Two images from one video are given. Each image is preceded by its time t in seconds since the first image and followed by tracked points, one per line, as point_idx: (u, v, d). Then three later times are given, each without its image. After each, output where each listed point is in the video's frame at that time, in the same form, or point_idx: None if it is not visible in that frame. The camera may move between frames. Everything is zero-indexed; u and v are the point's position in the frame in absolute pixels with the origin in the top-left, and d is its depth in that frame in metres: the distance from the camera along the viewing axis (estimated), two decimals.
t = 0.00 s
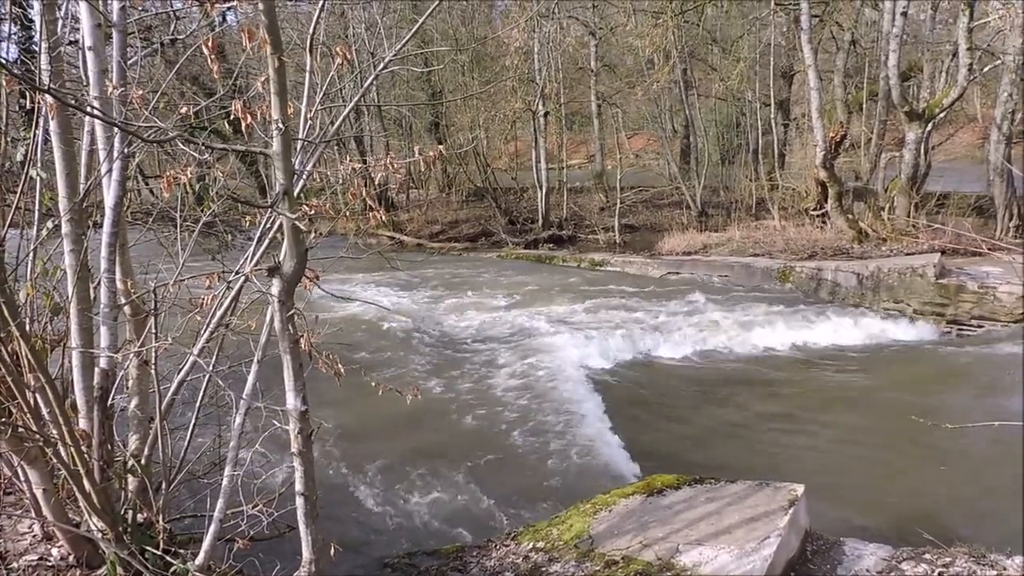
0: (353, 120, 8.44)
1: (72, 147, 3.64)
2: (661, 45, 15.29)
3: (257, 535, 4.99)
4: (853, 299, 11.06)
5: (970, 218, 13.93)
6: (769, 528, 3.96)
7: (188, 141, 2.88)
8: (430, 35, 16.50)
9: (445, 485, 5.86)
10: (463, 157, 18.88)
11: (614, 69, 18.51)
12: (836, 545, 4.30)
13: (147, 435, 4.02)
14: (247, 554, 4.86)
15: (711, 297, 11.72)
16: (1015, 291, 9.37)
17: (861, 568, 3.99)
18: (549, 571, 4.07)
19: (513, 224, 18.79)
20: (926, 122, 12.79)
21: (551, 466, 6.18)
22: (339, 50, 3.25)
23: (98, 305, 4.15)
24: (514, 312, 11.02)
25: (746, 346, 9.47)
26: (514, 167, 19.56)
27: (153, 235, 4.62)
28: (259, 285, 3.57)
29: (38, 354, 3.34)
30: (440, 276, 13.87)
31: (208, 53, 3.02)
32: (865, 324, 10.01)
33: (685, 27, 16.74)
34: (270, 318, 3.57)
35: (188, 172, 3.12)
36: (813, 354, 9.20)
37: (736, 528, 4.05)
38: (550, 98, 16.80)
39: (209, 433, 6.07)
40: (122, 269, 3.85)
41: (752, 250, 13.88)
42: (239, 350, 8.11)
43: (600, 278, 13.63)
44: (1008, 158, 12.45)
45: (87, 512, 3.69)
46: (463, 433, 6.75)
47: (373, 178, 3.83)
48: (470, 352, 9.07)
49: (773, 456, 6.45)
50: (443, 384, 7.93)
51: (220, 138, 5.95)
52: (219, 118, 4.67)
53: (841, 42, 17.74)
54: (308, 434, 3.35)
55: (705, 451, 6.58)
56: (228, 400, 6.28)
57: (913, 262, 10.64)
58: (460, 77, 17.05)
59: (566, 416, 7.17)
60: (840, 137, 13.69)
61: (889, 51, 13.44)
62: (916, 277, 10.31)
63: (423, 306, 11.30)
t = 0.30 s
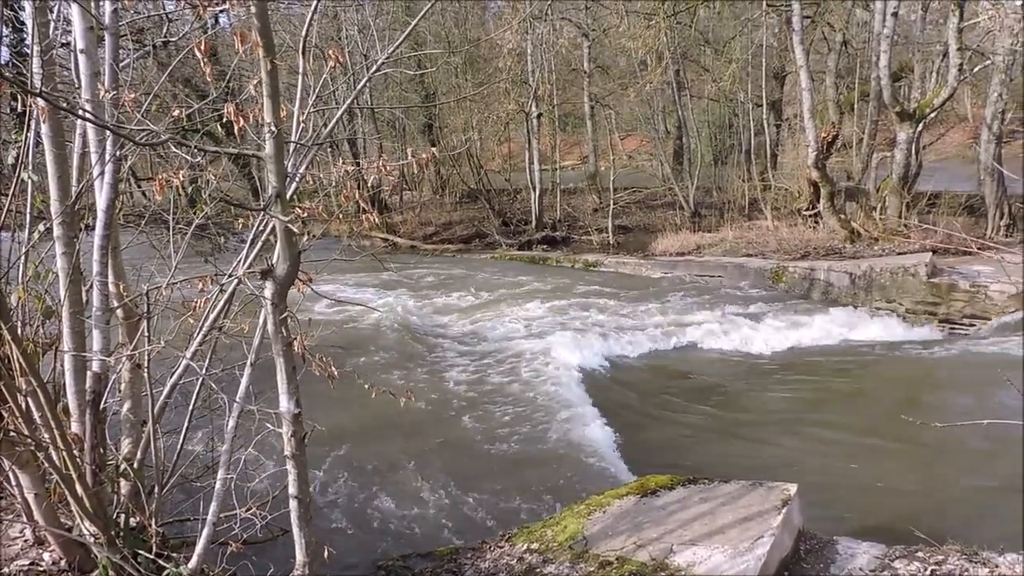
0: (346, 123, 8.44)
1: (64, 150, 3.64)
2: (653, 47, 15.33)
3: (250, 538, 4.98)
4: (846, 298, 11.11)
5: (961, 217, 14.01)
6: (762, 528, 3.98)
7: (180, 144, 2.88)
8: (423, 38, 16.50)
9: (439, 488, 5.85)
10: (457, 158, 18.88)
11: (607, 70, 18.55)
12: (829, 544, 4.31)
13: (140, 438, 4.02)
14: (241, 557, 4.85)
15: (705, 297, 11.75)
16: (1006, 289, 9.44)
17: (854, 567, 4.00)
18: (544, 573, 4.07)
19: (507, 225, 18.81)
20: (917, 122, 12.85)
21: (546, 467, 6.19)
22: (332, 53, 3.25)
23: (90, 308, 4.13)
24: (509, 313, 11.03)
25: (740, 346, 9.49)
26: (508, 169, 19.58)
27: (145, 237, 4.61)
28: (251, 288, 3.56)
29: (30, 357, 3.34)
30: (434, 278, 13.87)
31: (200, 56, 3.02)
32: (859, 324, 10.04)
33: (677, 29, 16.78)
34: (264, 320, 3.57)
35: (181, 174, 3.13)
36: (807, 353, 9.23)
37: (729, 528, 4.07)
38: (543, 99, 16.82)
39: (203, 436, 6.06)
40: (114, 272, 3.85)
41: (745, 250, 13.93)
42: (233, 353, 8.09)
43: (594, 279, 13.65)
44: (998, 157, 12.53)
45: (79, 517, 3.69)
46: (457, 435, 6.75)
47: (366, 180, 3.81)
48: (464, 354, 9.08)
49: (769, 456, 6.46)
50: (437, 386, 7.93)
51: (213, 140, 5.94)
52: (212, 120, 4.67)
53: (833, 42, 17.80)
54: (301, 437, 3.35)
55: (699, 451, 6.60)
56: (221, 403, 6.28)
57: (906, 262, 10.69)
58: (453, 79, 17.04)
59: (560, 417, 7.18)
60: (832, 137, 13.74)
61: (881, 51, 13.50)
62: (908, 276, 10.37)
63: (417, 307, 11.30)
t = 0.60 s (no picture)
0: (336, 128, 8.44)
1: (53, 157, 3.63)
2: (642, 52, 15.40)
3: (240, 546, 4.96)
4: (836, 301, 11.18)
5: (948, 220, 14.11)
6: (754, 531, 3.99)
7: (169, 152, 2.88)
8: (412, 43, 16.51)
9: (431, 494, 5.84)
10: (448, 164, 18.90)
11: (597, 75, 18.62)
12: (820, 547, 4.33)
13: (130, 445, 4.00)
14: (231, 565, 4.83)
15: (696, 301, 11.79)
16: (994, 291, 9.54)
17: (845, 569, 4.02)
18: None
19: (498, 230, 18.83)
20: (904, 126, 12.94)
21: (538, 472, 6.18)
22: (321, 60, 3.25)
23: (79, 315, 4.11)
24: (500, 318, 11.03)
25: (731, 349, 9.52)
26: (498, 173, 19.62)
27: (135, 244, 4.59)
28: (242, 294, 3.56)
29: (18, 365, 3.32)
30: (426, 283, 13.87)
31: (189, 64, 3.02)
32: (849, 326, 10.10)
33: (666, 34, 16.86)
34: (254, 326, 3.56)
35: (170, 182, 3.13)
36: (797, 356, 9.26)
37: (720, 531, 4.08)
38: (533, 104, 16.86)
39: (194, 443, 6.04)
40: (103, 279, 3.84)
41: (735, 254, 14.00)
42: (223, 359, 8.07)
43: (585, 283, 13.68)
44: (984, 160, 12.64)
45: (68, 525, 3.68)
46: (450, 439, 6.75)
47: (357, 186, 3.81)
48: (455, 359, 9.07)
49: (761, 458, 6.50)
50: (429, 391, 7.92)
51: (202, 146, 5.92)
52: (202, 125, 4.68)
53: (820, 47, 17.92)
54: (292, 442, 3.35)
55: (691, 453, 6.63)
56: (211, 410, 6.25)
57: (894, 264, 10.77)
58: (443, 84, 17.06)
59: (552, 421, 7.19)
60: (820, 141, 13.84)
61: (867, 56, 13.58)
62: (897, 279, 10.46)
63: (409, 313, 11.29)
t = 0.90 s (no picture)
0: (323, 135, 8.40)
1: (37, 166, 3.60)
2: (629, 57, 15.45)
3: (229, 556, 4.92)
4: (823, 304, 11.23)
5: (933, 222, 14.26)
6: (744, 535, 4.00)
7: (154, 160, 2.87)
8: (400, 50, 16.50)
9: (422, 501, 5.82)
10: (436, 170, 18.89)
11: (584, 81, 18.68)
12: (810, 549, 4.34)
13: (116, 456, 3.97)
14: None
15: (685, 305, 11.83)
16: (979, 293, 9.66)
17: (835, 571, 4.04)
18: None
19: (487, 236, 18.83)
20: (889, 129, 13.04)
21: (529, 478, 6.17)
22: (307, 69, 3.24)
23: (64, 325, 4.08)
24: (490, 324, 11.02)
25: (720, 353, 9.55)
26: (487, 179, 19.64)
27: (121, 253, 4.56)
28: (228, 303, 3.54)
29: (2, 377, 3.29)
30: (415, 289, 13.83)
31: (173, 72, 3.01)
32: (837, 329, 10.14)
33: (653, 40, 16.93)
34: (241, 335, 3.54)
35: (155, 190, 3.12)
36: (785, 359, 9.31)
37: (710, 535, 4.09)
38: (521, 110, 16.88)
39: (180, 453, 5.99)
40: (89, 289, 3.81)
41: (723, 257, 14.05)
42: (210, 368, 8.01)
43: (574, 287, 13.71)
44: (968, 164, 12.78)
45: (54, 538, 3.64)
46: (440, 446, 6.74)
47: (345, 195, 3.80)
48: (445, 365, 9.05)
49: (751, 460, 6.52)
50: (419, 398, 7.90)
51: (188, 154, 5.89)
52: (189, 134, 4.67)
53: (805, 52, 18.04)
54: (279, 451, 3.33)
55: (681, 457, 6.64)
56: (198, 420, 6.21)
57: (880, 267, 10.86)
58: (430, 91, 17.06)
59: (542, 427, 7.18)
60: (806, 145, 13.92)
61: (852, 60, 13.70)
62: (883, 281, 10.54)
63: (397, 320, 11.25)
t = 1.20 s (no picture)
0: (315, 139, 8.39)
1: (25, 171, 3.59)
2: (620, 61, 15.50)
3: (219, 562, 4.90)
4: (814, 306, 11.26)
5: (923, 224, 14.34)
6: (736, 537, 4.01)
7: (143, 165, 2.87)
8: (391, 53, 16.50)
9: (415, 505, 5.81)
10: (429, 173, 18.90)
11: (576, 84, 18.72)
12: (801, 551, 4.35)
13: (105, 462, 3.95)
14: None
15: (676, 308, 11.85)
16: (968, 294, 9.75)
17: (827, 573, 4.05)
18: None
19: (479, 239, 18.84)
20: (878, 132, 13.11)
21: (522, 482, 6.17)
22: (297, 73, 3.23)
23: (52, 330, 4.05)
24: (482, 327, 11.02)
25: (712, 355, 9.56)
26: (479, 182, 19.68)
27: (110, 258, 4.54)
28: (218, 308, 3.53)
29: None
30: (406, 293, 13.80)
31: (162, 77, 3.01)
32: (829, 331, 10.16)
33: (644, 43, 16.98)
34: (231, 340, 3.53)
35: (143, 195, 3.12)
36: (777, 361, 9.33)
37: (703, 538, 4.09)
38: (513, 113, 16.89)
39: (170, 460, 5.96)
40: (77, 294, 3.79)
41: (715, 260, 14.09)
42: (199, 374, 7.96)
43: (566, 291, 13.72)
44: (957, 166, 12.87)
45: (42, 545, 3.62)
46: (433, 450, 6.72)
47: (336, 198, 3.77)
48: (437, 369, 9.05)
49: (742, 462, 6.51)
50: (411, 402, 7.88)
51: (177, 158, 5.87)
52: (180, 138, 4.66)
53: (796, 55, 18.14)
54: (270, 457, 3.32)
55: (674, 460, 6.64)
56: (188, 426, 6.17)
57: (870, 269, 10.92)
58: (422, 94, 17.06)
59: (534, 430, 7.17)
60: (796, 148, 13.99)
61: (841, 64, 13.77)
62: (874, 283, 10.60)
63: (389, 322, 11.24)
